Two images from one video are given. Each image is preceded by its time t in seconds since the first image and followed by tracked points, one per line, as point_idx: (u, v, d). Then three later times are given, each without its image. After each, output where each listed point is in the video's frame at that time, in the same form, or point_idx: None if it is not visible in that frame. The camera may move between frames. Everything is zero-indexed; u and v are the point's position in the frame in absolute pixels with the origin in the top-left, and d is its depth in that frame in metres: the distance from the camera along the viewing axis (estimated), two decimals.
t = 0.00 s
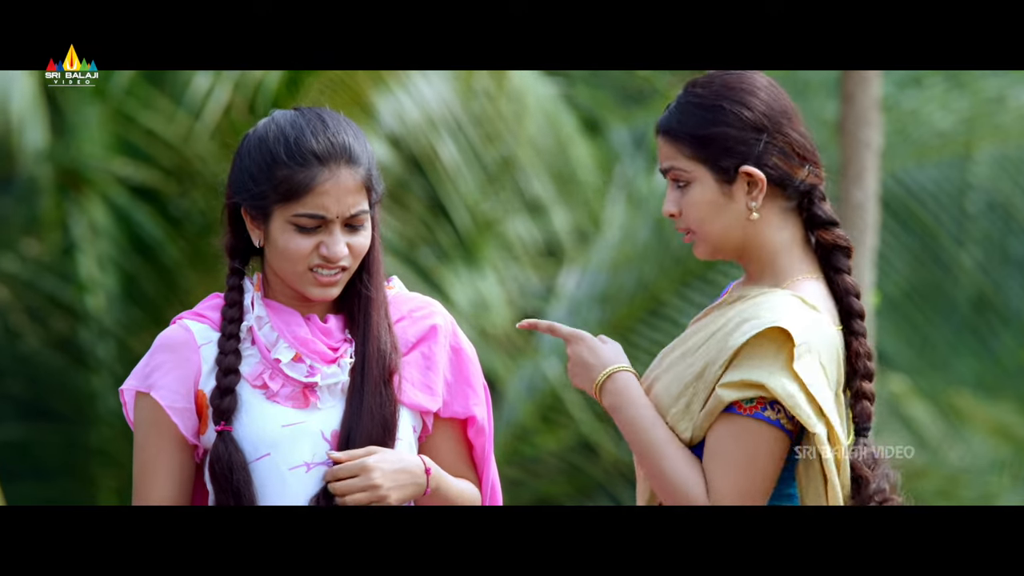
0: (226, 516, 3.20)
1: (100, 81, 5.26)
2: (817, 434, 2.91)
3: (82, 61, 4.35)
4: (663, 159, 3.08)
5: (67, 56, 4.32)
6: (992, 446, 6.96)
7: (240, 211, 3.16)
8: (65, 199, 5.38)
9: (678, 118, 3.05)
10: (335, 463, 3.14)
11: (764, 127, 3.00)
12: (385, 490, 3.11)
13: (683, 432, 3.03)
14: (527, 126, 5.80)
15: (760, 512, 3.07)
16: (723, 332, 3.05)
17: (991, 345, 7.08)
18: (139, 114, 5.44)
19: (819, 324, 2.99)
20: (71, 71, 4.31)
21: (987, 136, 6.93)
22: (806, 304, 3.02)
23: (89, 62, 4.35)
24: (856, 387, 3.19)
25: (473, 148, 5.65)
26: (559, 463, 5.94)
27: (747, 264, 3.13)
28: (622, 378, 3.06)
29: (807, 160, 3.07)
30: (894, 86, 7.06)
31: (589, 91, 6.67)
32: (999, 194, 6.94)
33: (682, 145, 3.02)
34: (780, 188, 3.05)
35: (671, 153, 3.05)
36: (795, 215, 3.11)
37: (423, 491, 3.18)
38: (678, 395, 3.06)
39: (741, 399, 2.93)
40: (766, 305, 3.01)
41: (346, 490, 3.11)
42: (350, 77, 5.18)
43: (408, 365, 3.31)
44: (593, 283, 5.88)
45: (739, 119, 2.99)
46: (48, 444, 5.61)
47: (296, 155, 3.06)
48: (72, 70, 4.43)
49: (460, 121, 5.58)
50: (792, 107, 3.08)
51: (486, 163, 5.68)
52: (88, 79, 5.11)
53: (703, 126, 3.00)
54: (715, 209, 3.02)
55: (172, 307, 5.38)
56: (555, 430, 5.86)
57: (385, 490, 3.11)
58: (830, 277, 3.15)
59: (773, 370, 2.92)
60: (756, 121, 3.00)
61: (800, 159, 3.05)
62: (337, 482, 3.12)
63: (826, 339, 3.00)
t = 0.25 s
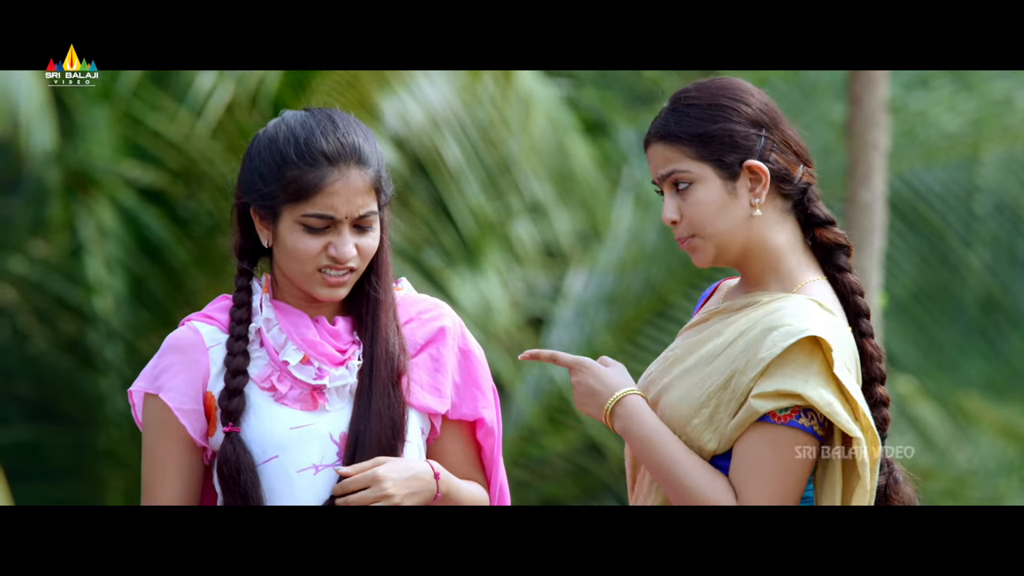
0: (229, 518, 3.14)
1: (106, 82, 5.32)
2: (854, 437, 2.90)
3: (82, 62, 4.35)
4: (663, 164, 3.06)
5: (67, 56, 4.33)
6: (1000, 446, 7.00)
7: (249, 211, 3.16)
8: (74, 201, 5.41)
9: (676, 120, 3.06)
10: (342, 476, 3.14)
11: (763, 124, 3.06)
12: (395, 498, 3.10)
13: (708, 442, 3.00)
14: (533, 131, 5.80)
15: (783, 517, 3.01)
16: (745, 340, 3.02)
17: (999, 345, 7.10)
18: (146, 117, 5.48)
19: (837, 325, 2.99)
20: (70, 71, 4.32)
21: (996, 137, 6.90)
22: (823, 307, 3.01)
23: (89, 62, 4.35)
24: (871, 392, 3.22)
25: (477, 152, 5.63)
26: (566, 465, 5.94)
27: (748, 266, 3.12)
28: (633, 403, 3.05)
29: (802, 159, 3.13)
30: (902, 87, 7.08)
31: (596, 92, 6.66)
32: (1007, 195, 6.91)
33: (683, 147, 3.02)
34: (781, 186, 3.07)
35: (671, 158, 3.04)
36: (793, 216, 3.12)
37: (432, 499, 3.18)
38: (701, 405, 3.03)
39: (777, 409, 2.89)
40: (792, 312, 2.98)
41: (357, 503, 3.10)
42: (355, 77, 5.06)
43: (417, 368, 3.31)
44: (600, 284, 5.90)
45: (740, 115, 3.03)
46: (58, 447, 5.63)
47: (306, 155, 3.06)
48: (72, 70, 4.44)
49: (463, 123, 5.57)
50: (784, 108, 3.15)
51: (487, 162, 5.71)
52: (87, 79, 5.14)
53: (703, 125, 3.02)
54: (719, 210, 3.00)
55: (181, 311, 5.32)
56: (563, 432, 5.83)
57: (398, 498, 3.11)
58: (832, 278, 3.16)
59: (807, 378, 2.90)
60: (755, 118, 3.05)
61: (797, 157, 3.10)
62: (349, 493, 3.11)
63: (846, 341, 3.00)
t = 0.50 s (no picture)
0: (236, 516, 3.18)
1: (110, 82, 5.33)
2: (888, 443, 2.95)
3: (82, 62, 4.36)
4: (669, 170, 3.04)
5: (67, 56, 4.33)
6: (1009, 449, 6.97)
7: (256, 213, 3.16)
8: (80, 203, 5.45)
9: (683, 122, 3.05)
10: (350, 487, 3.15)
11: (769, 127, 3.08)
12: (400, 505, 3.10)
13: (735, 455, 3.00)
14: (540, 134, 5.78)
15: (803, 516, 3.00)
16: (767, 350, 3.03)
17: (1007, 348, 7.10)
18: (153, 119, 5.45)
19: (852, 328, 3.01)
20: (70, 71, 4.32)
21: (1003, 137, 6.88)
22: (838, 313, 3.04)
23: (89, 62, 4.35)
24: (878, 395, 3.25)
25: (478, 159, 5.62)
26: (573, 466, 5.95)
27: (753, 275, 3.14)
28: (655, 418, 3.05)
29: (805, 163, 3.14)
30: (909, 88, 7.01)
31: (602, 93, 6.66)
32: (1015, 197, 7.01)
33: (691, 151, 3.01)
34: (786, 189, 3.08)
35: (679, 163, 3.02)
36: (795, 221, 3.12)
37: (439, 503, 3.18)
38: (728, 418, 3.02)
39: (817, 421, 2.89)
40: (818, 322, 2.99)
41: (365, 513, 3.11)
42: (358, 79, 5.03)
43: (424, 369, 3.32)
44: (608, 287, 5.92)
45: (746, 119, 3.05)
46: (66, 449, 5.65)
47: (312, 156, 3.06)
48: (73, 70, 4.44)
49: (465, 128, 5.56)
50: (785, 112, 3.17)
51: (489, 168, 5.68)
52: (87, 79, 5.13)
53: (711, 129, 3.02)
54: (729, 213, 3.00)
55: (186, 312, 5.36)
56: (570, 433, 5.87)
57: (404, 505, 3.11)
58: (832, 283, 3.19)
59: (843, 389, 2.92)
60: (761, 121, 3.07)
61: (800, 161, 3.12)
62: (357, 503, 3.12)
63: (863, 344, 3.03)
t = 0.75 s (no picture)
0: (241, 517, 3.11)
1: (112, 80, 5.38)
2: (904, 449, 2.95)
3: (82, 62, 4.36)
4: (682, 166, 3.03)
5: (67, 56, 4.33)
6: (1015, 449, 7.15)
7: (263, 212, 3.16)
8: (88, 203, 5.44)
9: (691, 120, 3.05)
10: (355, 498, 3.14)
11: (779, 128, 3.08)
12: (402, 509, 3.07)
13: (748, 463, 2.99)
14: (546, 133, 5.92)
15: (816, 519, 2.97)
16: (782, 358, 3.01)
17: (1012, 347, 7.08)
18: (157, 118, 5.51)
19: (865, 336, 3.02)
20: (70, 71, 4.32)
21: (1009, 138, 6.88)
22: (848, 318, 3.04)
23: (89, 62, 4.34)
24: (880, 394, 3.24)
25: (478, 162, 5.60)
26: (579, 466, 5.94)
27: (758, 276, 3.14)
28: (663, 428, 3.03)
29: (813, 165, 3.15)
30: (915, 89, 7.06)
31: (609, 93, 6.65)
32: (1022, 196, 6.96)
33: (703, 150, 3.01)
34: (795, 191, 3.09)
35: (691, 161, 3.01)
36: (800, 223, 3.13)
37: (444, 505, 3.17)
38: (742, 425, 3.01)
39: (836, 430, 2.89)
40: (833, 329, 2.99)
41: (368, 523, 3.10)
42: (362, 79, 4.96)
43: (429, 369, 3.31)
44: (613, 286, 5.90)
45: (755, 119, 3.05)
46: (72, 449, 5.64)
47: (320, 154, 3.06)
48: (72, 69, 4.44)
49: (466, 129, 5.49)
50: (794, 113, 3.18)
51: (489, 170, 5.66)
52: (87, 79, 5.13)
53: (723, 128, 3.01)
54: (739, 212, 2.99)
55: (192, 313, 5.31)
56: (576, 433, 5.89)
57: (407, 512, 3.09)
58: (835, 286, 3.20)
59: (861, 398, 2.93)
60: (771, 121, 3.07)
61: (808, 163, 3.13)
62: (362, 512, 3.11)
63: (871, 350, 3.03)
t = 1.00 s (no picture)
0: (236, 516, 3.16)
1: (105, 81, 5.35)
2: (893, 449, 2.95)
3: (81, 62, 4.36)
4: (679, 166, 3.03)
5: (67, 56, 4.34)
6: (1010, 447, 7.13)
7: (260, 210, 3.16)
8: (86, 202, 5.45)
9: (686, 118, 3.06)
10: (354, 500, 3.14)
11: (776, 126, 3.08)
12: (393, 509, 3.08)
13: (733, 457, 2.99)
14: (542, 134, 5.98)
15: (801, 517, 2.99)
16: (773, 353, 3.01)
17: (1009, 345, 7.11)
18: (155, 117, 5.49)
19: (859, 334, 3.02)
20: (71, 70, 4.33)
21: (1006, 136, 6.94)
22: (842, 316, 3.04)
23: (89, 62, 4.36)
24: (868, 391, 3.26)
25: (472, 162, 5.58)
26: (576, 465, 5.93)
27: (757, 274, 3.15)
28: (642, 428, 3.04)
29: (810, 163, 3.15)
30: (913, 87, 6.97)
31: (606, 92, 6.66)
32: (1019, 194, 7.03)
33: (701, 149, 3.00)
34: (792, 189, 3.09)
35: (689, 160, 3.01)
36: (799, 221, 3.13)
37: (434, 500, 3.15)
38: (729, 419, 3.01)
39: (824, 426, 2.90)
40: (825, 327, 2.99)
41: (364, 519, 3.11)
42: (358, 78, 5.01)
43: (426, 366, 3.31)
44: (611, 285, 5.92)
45: (753, 117, 3.05)
46: (70, 447, 5.65)
47: (319, 151, 3.06)
48: (73, 70, 4.43)
49: (457, 127, 5.50)
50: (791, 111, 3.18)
51: (478, 165, 5.63)
52: (87, 79, 5.12)
53: (720, 126, 3.01)
54: (737, 210, 2.99)
55: (189, 309, 5.37)
56: (574, 433, 5.86)
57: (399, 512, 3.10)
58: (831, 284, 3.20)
59: (851, 396, 2.93)
60: (768, 119, 3.07)
61: (806, 161, 3.13)
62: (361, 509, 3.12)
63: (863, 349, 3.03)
